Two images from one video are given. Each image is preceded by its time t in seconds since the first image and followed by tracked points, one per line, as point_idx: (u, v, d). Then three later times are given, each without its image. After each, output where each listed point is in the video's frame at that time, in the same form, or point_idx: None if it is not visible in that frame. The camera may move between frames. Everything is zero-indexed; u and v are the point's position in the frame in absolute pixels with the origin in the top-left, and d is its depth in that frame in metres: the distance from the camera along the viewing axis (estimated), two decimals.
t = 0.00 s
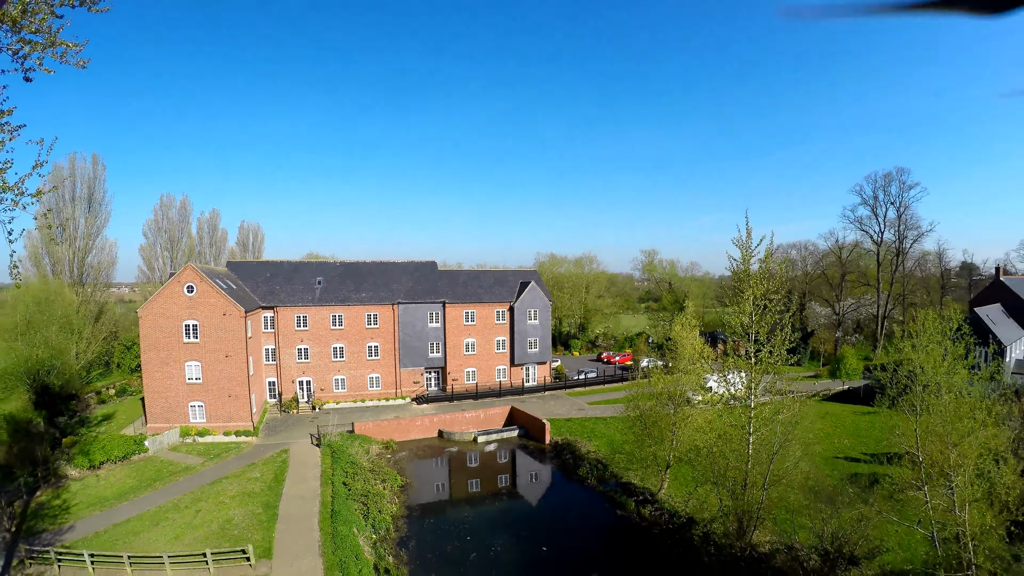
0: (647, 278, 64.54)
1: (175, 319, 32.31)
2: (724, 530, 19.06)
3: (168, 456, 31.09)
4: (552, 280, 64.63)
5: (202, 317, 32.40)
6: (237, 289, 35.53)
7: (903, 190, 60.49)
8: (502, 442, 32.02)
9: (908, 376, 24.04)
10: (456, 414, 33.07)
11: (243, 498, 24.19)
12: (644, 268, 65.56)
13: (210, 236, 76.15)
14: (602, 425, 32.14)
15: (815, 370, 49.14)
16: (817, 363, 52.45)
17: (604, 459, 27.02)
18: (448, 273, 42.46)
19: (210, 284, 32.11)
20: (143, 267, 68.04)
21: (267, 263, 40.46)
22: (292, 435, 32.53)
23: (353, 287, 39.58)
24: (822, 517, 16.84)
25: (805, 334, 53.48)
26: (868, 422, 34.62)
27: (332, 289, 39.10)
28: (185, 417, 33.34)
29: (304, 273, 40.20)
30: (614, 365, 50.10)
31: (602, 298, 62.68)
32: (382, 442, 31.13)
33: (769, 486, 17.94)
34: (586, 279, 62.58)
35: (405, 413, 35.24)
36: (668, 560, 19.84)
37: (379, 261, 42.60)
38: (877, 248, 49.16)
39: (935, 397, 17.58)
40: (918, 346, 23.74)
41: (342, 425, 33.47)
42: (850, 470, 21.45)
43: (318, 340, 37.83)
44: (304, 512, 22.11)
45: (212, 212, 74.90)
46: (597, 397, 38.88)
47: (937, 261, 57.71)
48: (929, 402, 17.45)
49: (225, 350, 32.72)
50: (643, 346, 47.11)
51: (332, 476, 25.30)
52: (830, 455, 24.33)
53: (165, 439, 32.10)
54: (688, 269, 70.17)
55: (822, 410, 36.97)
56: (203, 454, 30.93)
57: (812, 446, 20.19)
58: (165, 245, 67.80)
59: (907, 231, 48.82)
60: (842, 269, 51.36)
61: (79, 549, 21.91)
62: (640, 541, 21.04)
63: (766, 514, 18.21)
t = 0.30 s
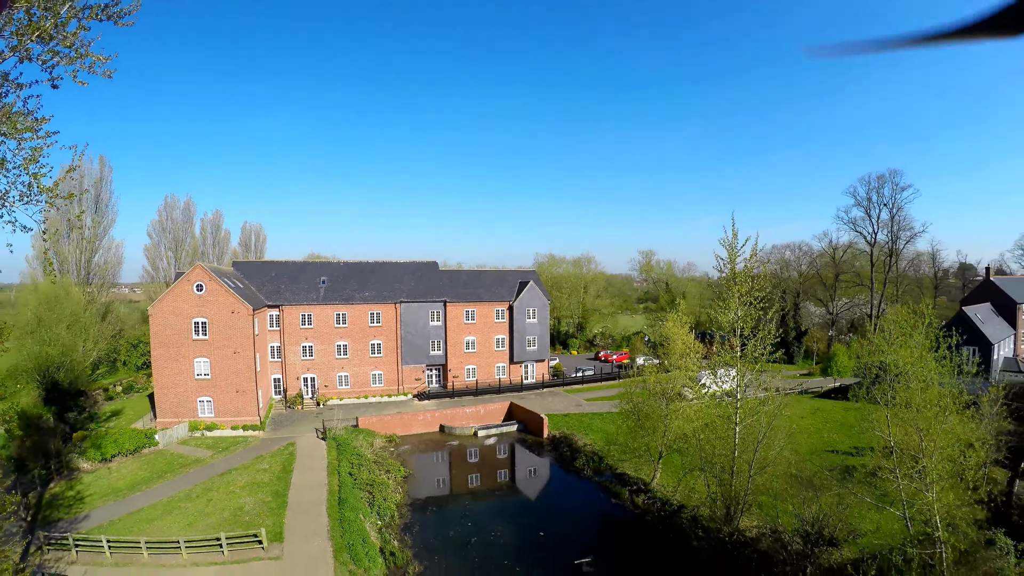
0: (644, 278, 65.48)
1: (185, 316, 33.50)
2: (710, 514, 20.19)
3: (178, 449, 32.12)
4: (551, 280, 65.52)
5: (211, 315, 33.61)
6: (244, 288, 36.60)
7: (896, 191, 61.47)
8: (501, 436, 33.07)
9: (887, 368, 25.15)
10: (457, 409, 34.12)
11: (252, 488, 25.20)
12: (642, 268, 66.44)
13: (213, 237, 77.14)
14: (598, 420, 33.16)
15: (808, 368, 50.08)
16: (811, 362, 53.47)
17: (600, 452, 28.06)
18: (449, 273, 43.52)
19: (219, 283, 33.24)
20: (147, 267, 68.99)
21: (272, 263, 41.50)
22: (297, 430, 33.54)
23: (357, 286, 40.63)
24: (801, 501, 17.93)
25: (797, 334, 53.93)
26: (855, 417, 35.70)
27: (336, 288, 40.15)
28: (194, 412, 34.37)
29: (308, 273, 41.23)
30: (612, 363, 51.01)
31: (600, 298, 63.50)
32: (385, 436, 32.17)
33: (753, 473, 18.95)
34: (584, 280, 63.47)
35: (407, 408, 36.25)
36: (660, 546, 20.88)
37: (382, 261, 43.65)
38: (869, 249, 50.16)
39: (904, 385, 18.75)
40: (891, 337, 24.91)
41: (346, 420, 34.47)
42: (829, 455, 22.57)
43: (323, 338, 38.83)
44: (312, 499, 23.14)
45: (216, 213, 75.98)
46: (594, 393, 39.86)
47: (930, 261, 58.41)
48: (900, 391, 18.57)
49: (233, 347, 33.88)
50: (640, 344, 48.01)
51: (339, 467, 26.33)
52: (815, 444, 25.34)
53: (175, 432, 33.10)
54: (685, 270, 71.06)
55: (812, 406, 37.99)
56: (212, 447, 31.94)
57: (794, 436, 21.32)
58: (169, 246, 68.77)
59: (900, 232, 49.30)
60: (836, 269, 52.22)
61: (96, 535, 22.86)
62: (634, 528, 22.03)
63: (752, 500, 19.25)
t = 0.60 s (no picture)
0: (642, 277, 66.34)
1: (193, 312, 34.52)
2: (699, 500, 21.09)
3: (186, 441, 32.99)
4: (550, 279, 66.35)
5: (219, 311, 34.61)
6: (249, 286, 37.51)
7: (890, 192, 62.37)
8: (501, 430, 34.02)
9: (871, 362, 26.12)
10: (458, 404, 35.05)
11: (260, 476, 26.07)
12: (640, 268, 67.26)
13: (216, 237, 77.98)
14: (595, 413, 34.06)
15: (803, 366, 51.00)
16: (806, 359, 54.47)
17: (596, 444, 28.99)
18: (450, 271, 44.45)
19: (226, 279, 34.25)
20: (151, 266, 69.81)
21: (276, 261, 42.35)
22: (303, 423, 34.45)
23: (360, 284, 41.56)
24: (789, 484, 18.72)
25: (793, 332, 55.16)
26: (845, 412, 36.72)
27: (339, 286, 41.07)
28: (201, 406, 35.21)
29: (312, 271, 42.12)
30: (609, 361, 51.86)
31: (598, 297, 64.33)
32: (388, 429, 33.10)
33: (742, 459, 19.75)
34: (582, 279, 64.32)
35: (409, 403, 37.12)
36: (654, 531, 21.75)
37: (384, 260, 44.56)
38: (863, 250, 51.21)
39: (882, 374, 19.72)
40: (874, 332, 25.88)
41: (350, 414, 35.38)
42: (815, 444, 23.44)
43: (326, 335, 39.70)
44: (319, 487, 24.05)
45: (219, 213, 76.88)
46: (591, 389, 40.79)
47: (925, 260, 59.11)
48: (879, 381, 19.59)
49: (241, 342, 34.86)
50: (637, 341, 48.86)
51: (343, 457, 27.23)
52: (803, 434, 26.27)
53: (183, 425, 33.96)
54: (683, 270, 71.90)
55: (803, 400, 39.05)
56: (220, 439, 32.82)
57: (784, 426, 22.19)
58: (173, 245, 69.61)
59: (894, 231, 50.21)
60: (831, 269, 53.16)
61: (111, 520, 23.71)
62: (629, 515, 22.94)
63: (741, 487, 20.09)
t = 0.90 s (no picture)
0: (639, 276, 67.17)
1: (200, 307, 35.33)
2: (691, 485, 21.87)
3: (193, 432, 33.72)
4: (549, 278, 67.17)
5: (225, 306, 35.46)
6: (254, 282, 38.37)
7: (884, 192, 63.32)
8: (500, 422, 34.88)
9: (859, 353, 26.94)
10: (458, 397, 35.89)
11: (267, 464, 26.89)
12: (637, 267, 68.10)
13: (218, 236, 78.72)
14: (592, 406, 34.90)
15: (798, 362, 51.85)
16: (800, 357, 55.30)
17: (593, 435, 29.88)
18: (450, 268, 45.31)
19: (233, 275, 35.11)
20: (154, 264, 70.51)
21: (280, 258, 43.20)
22: (306, 416, 35.25)
23: (362, 281, 42.41)
24: (777, 468, 19.71)
25: (788, 329, 56.01)
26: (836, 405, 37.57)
27: (342, 282, 41.90)
28: (206, 399, 35.96)
29: (315, 268, 42.97)
30: (607, 358, 52.71)
31: (596, 295, 65.14)
32: (390, 421, 33.93)
33: (732, 445, 20.62)
34: (580, 277, 65.13)
35: (410, 397, 37.94)
36: (649, 517, 22.67)
37: (386, 257, 45.39)
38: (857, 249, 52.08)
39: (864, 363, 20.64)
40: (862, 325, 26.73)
41: (352, 407, 36.20)
42: (803, 431, 24.23)
43: (329, 330, 40.51)
44: (324, 474, 24.89)
45: (221, 213, 77.66)
46: (589, 384, 41.67)
47: (919, 258, 59.78)
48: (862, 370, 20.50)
49: (246, 336, 35.71)
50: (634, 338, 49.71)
51: (347, 446, 28.05)
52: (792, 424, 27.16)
53: (189, 417, 34.66)
54: (680, 269, 72.73)
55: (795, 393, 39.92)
56: (225, 431, 33.58)
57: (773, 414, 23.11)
58: (176, 243, 70.34)
59: (887, 230, 51.05)
60: (826, 267, 54.03)
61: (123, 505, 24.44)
62: (624, 501, 23.80)
63: (732, 473, 20.88)
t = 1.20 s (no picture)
0: (637, 274, 67.96)
1: (205, 301, 36.04)
2: (684, 469, 22.55)
3: (198, 423, 34.37)
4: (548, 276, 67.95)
5: (230, 299, 36.19)
6: (257, 276, 39.08)
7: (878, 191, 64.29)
8: (499, 414, 35.64)
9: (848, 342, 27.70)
10: (458, 390, 36.64)
11: (272, 452, 27.62)
12: (635, 265, 68.90)
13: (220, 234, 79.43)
14: (589, 398, 35.65)
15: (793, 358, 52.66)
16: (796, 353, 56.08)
17: (590, 425, 30.68)
18: (450, 265, 46.06)
19: (237, 269, 35.83)
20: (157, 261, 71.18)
21: (283, 254, 43.88)
22: (309, 408, 35.95)
23: (364, 276, 43.14)
24: (765, 450, 20.17)
25: (783, 326, 56.81)
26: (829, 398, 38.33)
27: (344, 278, 42.62)
28: (211, 391, 36.62)
29: (317, 263, 43.68)
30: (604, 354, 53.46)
31: (594, 293, 65.92)
32: (391, 412, 34.67)
33: (723, 431, 21.36)
34: (579, 275, 65.93)
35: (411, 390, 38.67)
36: (644, 501, 23.40)
37: (387, 253, 46.11)
38: (852, 248, 52.87)
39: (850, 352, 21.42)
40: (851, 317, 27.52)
41: (354, 399, 36.91)
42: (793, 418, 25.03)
43: (331, 324, 41.21)
44: (327, 460, 25.60)
45: (222, 211, 78.38)
46: (586, 377, 42.43)
47: (913, 257, 60.44)
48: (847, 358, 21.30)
49: (250, 329, 36.44)
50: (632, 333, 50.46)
51: (350, 435, 28.77)
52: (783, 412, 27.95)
53: (194, 409, 35.27)
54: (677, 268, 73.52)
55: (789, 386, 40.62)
56: (230, 421, 34.26)
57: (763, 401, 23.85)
58: (178, 240, 71.03)
59: (881, 228, 51.88)
60: (821, 265, 54.81)
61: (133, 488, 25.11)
62: (620, 487, 24.55)
63: (724, 458, 21.55)
